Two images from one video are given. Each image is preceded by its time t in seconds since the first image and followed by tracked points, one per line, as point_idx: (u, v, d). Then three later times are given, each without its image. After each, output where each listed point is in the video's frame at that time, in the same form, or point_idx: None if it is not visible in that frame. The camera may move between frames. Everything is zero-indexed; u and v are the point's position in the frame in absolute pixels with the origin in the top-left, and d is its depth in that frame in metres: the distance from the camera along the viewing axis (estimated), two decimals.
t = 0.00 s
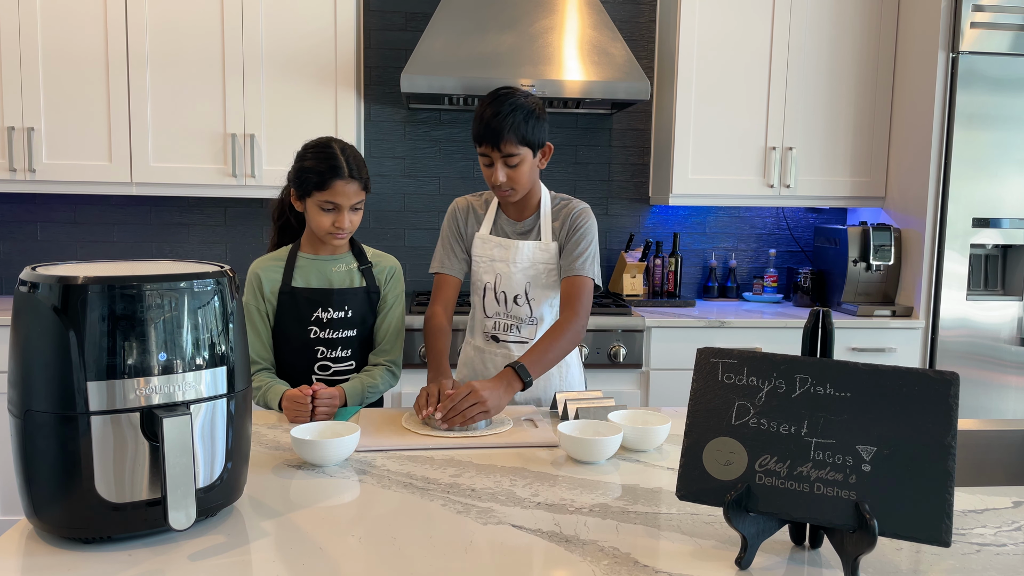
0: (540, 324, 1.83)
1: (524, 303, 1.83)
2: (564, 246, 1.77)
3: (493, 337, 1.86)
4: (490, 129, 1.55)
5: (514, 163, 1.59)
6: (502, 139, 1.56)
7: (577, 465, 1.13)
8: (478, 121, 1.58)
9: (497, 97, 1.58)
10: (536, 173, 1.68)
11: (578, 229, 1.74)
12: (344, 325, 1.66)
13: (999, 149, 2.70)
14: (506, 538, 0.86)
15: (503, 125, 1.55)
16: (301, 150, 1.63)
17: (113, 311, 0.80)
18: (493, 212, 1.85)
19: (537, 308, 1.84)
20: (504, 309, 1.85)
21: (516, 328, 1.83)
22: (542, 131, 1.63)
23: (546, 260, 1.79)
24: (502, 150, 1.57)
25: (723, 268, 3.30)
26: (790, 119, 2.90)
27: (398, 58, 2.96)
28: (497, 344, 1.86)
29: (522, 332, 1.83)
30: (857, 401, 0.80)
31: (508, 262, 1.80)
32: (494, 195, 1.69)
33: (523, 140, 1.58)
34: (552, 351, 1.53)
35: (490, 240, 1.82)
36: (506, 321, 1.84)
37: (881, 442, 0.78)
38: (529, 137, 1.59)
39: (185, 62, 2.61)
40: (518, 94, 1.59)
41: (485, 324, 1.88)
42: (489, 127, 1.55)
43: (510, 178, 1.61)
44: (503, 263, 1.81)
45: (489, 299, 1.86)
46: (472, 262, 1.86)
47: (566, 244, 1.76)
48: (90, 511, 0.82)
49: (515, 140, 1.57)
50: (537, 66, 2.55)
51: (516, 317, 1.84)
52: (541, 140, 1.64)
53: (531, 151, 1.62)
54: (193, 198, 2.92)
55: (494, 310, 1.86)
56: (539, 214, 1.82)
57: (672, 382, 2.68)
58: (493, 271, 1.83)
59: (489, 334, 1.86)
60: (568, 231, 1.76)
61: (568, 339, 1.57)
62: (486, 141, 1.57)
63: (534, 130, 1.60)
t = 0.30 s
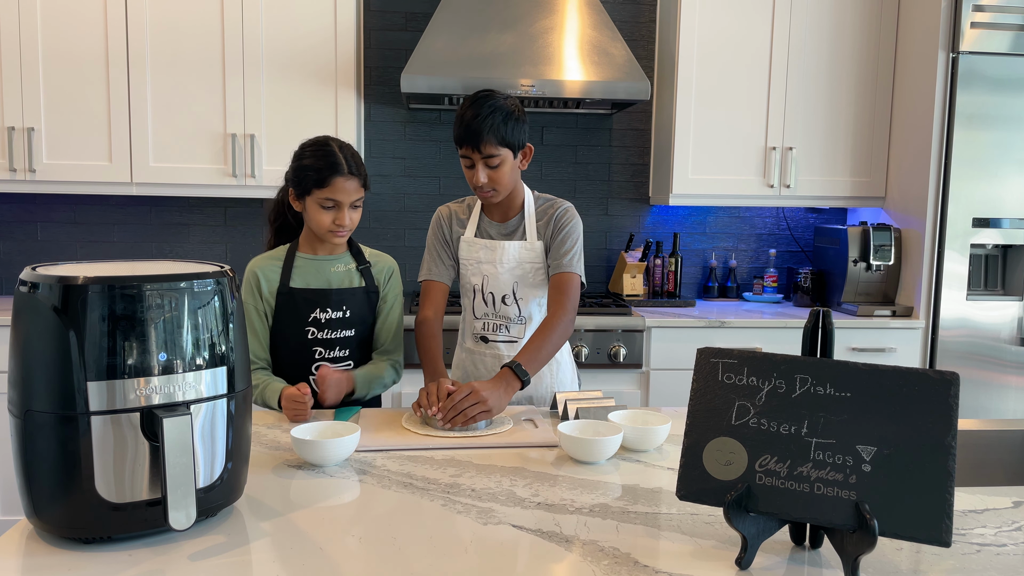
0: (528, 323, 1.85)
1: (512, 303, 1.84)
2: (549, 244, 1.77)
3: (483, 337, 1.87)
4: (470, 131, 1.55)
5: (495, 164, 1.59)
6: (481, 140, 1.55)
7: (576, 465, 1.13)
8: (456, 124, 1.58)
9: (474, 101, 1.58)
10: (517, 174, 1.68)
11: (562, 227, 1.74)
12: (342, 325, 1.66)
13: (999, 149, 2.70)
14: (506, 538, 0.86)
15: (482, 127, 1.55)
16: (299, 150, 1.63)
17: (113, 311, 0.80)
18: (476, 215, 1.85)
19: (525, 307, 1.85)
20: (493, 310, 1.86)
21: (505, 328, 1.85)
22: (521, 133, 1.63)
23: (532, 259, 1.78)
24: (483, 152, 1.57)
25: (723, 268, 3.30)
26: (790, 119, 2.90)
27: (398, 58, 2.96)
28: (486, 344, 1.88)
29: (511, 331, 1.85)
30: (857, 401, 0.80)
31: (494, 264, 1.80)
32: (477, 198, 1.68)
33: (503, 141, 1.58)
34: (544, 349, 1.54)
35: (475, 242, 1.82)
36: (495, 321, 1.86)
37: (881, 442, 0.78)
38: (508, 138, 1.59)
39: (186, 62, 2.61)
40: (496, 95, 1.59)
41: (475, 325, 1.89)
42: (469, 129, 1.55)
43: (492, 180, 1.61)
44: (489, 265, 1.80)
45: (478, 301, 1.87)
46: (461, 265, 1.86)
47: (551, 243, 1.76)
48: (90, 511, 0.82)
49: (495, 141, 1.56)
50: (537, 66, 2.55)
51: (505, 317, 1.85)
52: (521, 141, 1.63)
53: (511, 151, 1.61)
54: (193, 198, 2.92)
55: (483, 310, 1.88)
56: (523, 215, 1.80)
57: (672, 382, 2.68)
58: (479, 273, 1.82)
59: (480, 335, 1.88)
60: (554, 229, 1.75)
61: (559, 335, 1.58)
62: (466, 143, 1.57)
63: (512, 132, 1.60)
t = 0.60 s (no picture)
0: (579, 330, 1.84)
1: (564, 309, 1.84)
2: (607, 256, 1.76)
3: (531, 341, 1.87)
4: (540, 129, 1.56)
5: (561, 164, 1.59)
6: (549, 139, 1.56)
7: (577, 465, 1.13)
8: (526, 120, 1.59)
9: (544, 99, 1.58)
10: (580, 177, 1.68)
11: (618, 237, 1.75)
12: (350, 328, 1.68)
13: (999, 149, 2.70)
14: (505, 537, 0.86)
15: (551, 127, 1.56)
16: (287, 154, 1.61)
17: (113, 311, 0.80)
18: (531, 213, 1.84)
19: (577, 314, 1.84)
20: (543, 314, 1.85)
21: (556, 334, 1.85)
22: (590, 135, 1.63)
23: (587, 266, 1.77)
24: (550, 150, 1.57)
25: (723, 268, 3.30)
26: (790, 119, 2.90)
27: (398, 58, 2.96)
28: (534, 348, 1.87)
29: (561, 337, 1.85)
30: (857, 400, 0.80)
31: (547, 267, 1.79)
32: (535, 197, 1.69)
33: (572, 142, 1.59)
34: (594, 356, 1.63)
35: (527, 244, 1.82)
36: (545, 326, 1.85)
37: (881, 442, 0.78)
38: (576, 139, 1.59)
39: (185, 62, 2.61)
40: (567, 96, 1.60)
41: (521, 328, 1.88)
42: (537, 128, 1.56)
43: (555, 180, 1.61)
44: (543, 268, 1.80)
45: (527, 303, 1.86)
46: (506, 262, 1.86)
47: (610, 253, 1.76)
48: (90, 511, 0.82)
49: (563, 141, 1.57)
50: (537, 66, 2.55)
51: (556, 322, 1.85)
52: (588, 145, 1.64)
53: (578, 154, 1.62)
54: (193, 198, 2.92)
55: (532, 314, 1.87)
56: (579, 220, 1.80)
57: (671, 382, 2.68)
58: (531, 276, 1.82)
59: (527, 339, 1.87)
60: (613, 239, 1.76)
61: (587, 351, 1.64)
62: (533, 141, 1.58)
63: (581, 134, 1.60)
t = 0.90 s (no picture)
0: (619, 332, 1.81)
1: (604, 309, 1.83)
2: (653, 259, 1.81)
3: (569, 342, 1.84)
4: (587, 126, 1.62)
5: (603, 163, 1.64)
6: (593, 136, 1.62)
7: (577, 465, 1.13)
8: (572, 122, 1.66)
9: (590, 101, 1.66)
10: (622, 181, 1.72)
11: (663, 240, 1.81)
12: (391, 319, 1.60)
13: (999, 149, 2.70)
14: (505, 537, 0.86)
15: (597, 125, 1.62)
16: (344, 140, 1.49)
17: (113, 311, 0.80)
18: (571, 213, 1.85)
19: (617, 316, 1.82)
20: (582, 315, 1.84)
21: (594, 335, 1.82)
22: (634, 139, 1.69)
23: (630, 268, 1.79)
24: (592, 147, 1.63)
25: (723, 268, 3.29)
26: (790, 118, 2.90)
27: (398, 58, 2.96)
28: (572, 350, 1.84)
29: (600, 338, 1.82)
30: (857, 400, 0.80)
31: (590, 267, 1.81)
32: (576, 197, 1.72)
33: (615, 141, 1.64)
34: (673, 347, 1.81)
35: (567, 244, 1.83)
36: (584, 327, 1.83)
37: (881, 442, 0.78)
38: (620, 139, 1.65)
39: (185, 63, 2.61)
40: (615, 99, 1.66)
41: (559, 330, 1.86)
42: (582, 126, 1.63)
43: (597, 178, 1.65)
44: (585, 267, 1.81)
45: (567, 303, 1.85)
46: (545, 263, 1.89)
47: (656, 257, 1.81)
48: (89, 511, 0.82)
49: (607, 139, 1.63)
50: (537, 66, 2.55)
51: (595, 323, 1.83)
52: (630, 147, 1.69)
53: (620, 156, 1.67)
54: (193, 198, 2.92)
55: (571, 315, 1.85)
56: (623, 220, 1.83)
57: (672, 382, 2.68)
58: (572, 276, 1.83)
59: (565, 339, 1.85)
60: (660, 243, 1.81)
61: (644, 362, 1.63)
62: (579, 138, 1.64)
63: (624, 135, 1.66)
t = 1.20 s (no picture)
0: (605, 332, 1.81)
1: (590, 309, 1.82)
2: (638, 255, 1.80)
3: (556, 344, 1.85)
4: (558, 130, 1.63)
5: (579, 163, 1.65)
6: (566, 138, 1.63)
7: (577, 465, 1.13)
8: (545, 124, 1.67)
9: (562, 102, 1.66)
10: (600, 179, 1.73)
11: (646, 237, 1.79)
12: (422, 307, 1.57)
13: (999, 149, 2.70)
14: (505, 537, 0.86)
15: (568, 126, 1.63)
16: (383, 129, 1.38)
17: (113, 311, 0.80)
18: (557, 217, 1.87)
19: (603, 316, 1.82)
20: (569, 315, 1.84)
21: (581, 335, 1.82)
22: (609, 136, 1.70)
23: (614, 266, 1.79)
24: (567, 149, 1.64)
25: (723, 268, 3.29)
26: (790, 118, 2.90)
27: (398, 58, 2.96)
28: (560, 351, 1.85)
29: (586, 339, 1.82)
30: (857, 400, 0.80)
31: (574, 268, 1.82)
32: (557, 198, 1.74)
33: (590, 141, 1.65)
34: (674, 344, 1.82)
35: (553, 245, 1.85)
36: (571, 328, 1.84)
37: (880, 442, 0.78)
38: (594, 138, 1.65)
39: (185, 63, 2.61)
40: (587, 97, 1.67)
41: (548, 331, 1.87)
42: (554, 128, 1.64)
43: (574, 179, 1.67)
44: (569, 268, 1.82)
45: (554, 305, 1.86)
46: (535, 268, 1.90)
47: (641, 255, 1.80)
48: (89, 511, 0.82)
49: (580, 140, 1.63)
50: (537, 67, 2.55)
51: (581, 323, 1.83)
52: (606, 146, 1.69)
53: (596, 154, 1.67)
54: (193, 198, 2.92)
55: (558, 316, 1.86)
56: (607, 219, 1.82)
57: (672, 382, 2.68)
58: (557, 277, 1.84)
59: (552, 341, 1.85)
60: (644, 241, 1.79)
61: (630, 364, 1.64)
62: (552, 141, 1.65)
63: (599, 135, 1.66)
